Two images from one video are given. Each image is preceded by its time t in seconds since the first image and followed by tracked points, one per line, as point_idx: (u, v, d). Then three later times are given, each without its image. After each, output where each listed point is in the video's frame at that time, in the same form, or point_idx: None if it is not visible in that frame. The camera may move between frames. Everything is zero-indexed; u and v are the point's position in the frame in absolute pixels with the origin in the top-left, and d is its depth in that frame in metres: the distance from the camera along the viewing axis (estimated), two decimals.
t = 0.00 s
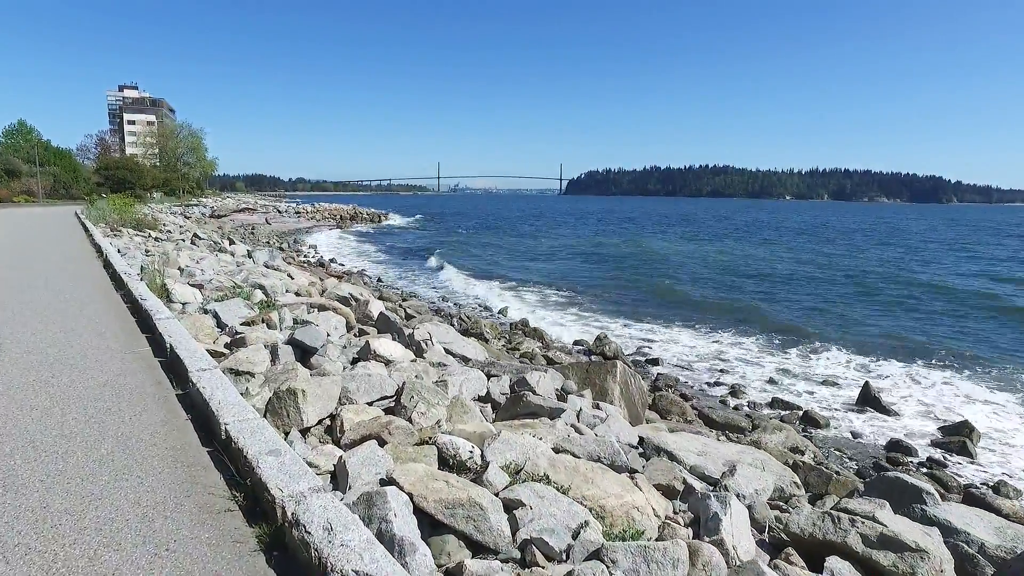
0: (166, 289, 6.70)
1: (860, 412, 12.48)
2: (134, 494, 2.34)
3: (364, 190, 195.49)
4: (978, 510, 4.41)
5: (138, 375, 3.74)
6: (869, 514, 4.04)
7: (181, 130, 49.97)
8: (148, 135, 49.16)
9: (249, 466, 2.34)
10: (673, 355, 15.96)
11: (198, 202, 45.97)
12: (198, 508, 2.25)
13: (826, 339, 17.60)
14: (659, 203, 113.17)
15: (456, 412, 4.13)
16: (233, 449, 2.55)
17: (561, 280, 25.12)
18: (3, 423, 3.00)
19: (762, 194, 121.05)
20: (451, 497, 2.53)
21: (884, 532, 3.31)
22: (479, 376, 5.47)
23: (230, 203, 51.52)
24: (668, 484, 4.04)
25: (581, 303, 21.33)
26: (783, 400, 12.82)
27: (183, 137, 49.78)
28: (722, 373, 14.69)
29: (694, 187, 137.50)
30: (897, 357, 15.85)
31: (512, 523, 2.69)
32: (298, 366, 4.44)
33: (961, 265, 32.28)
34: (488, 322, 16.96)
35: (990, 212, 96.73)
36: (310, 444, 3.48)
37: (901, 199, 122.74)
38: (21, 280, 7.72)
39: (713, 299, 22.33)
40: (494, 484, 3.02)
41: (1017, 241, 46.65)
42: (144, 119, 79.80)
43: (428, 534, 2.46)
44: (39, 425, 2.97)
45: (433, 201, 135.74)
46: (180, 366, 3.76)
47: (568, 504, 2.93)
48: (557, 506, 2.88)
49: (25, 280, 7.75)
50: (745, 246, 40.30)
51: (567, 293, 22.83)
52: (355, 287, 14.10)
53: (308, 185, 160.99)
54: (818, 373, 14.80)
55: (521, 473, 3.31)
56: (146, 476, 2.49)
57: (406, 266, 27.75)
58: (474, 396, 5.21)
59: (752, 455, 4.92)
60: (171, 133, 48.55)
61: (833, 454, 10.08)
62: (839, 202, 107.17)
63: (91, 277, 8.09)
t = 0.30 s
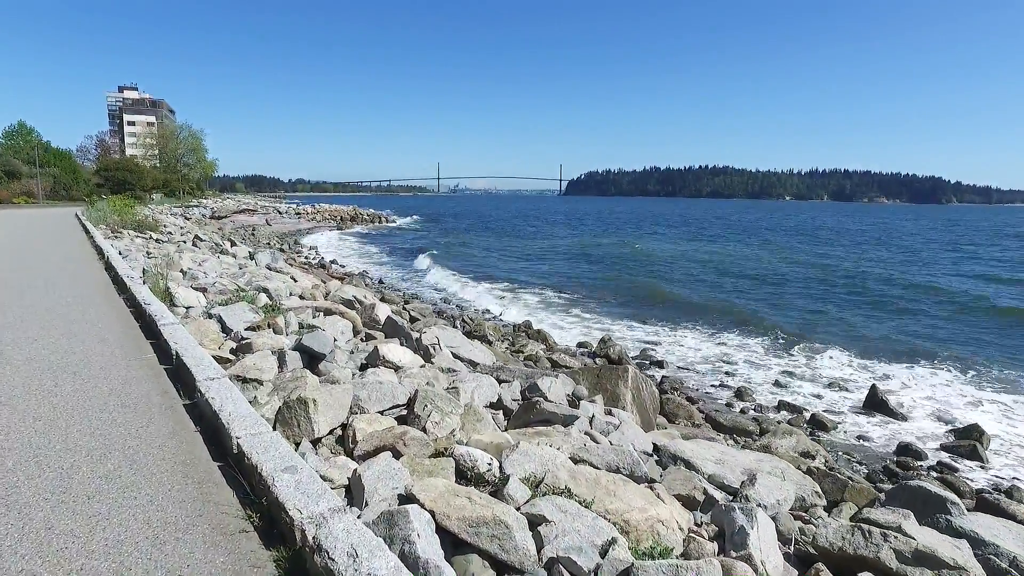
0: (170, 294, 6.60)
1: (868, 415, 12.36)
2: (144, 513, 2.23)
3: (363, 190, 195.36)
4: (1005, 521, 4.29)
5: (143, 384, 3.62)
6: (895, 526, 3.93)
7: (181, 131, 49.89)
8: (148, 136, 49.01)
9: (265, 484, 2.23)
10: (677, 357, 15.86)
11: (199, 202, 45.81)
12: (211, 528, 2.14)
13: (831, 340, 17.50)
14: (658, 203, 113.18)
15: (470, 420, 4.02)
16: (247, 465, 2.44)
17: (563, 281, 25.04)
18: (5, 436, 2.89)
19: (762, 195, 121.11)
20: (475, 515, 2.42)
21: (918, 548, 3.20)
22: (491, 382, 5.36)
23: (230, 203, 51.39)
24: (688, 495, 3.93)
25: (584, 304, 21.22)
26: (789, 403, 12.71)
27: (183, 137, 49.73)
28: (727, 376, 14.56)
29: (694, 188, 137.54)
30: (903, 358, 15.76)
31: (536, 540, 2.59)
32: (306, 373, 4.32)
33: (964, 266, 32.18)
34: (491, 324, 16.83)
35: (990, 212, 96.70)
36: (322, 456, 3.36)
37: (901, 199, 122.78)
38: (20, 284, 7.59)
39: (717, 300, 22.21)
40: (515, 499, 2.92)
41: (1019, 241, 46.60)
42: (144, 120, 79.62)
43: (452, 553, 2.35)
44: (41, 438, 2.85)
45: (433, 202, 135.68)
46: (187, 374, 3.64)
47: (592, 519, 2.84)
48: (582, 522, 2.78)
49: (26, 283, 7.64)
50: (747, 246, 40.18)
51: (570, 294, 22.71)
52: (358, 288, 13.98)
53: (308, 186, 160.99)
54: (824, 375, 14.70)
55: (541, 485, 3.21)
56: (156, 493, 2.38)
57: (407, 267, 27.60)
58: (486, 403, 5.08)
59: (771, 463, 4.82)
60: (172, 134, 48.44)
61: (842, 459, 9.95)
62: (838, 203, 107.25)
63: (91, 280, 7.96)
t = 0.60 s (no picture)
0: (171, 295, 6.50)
1: (874, 416, 12.25)
2: (149, 528, 2.12)
3: (362, 190, 195.35)
4: None
5: (145, 389, 3.51)
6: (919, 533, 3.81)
7: (181, 131, 49.79)
8: (146, 136, 48.85)
9: (276, 498, 2.12)
10: (680, 357, 15.76)
11: (198, 203, 45.63)
12: (219, 545, 2.03)
13: (834, 339, 17.40)
14: (658, 202, 113.15)
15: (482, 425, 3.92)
16: (256, 476, 2.34)
17: (564, 281, 24.96)
18: (2, 445, 2.77)
19: (761, 194, 121.16)
20: (496, 528, 2.32)
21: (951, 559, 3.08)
22: (499, 385, 5.25)
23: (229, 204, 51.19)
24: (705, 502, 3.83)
25: (585, 304, 21.12)
26: (795, 403, 12.61)
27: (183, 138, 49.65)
28: (731, 376, 14.44)
29: (693, 188, 137.52)
30: (908, 358, 15.66)
31: (558, 552, 2.49)
32: (313, 377, 4.21)
33: (965, 265, 32.07)
34: (493, 324, 16.71)
35: (990, 211, 96.68)
36: (331, 463, 3.26)
37: (900, 198, 122.82)
38: (19, 285, 7.47)
39: (719, 299, 22.09)
40: (534, 509, 2.81)
41: (1019, 241, 46.54)
42: (142, 120, 79.34)
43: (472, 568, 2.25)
44: (40, 447, 2.74)
45: (433, 202, 135.69)
46: (190, 379, 3.53)
47: (615, 531, 2.74)
48: (603, 533, 2.69)
49: (25, 284, 7.54)
50: (748, 246, 40.06)
51: (572, 294, 22.59)
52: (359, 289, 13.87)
53: (307, 186, 160.89)
54: (829, 374, 14.59)
55: (559, 494, 3.10)
56: (161, 506, 2.27)
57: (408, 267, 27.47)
58: (495, 407, 4.97)
59: (786, 467, 4.71)
60: (170, 134, 48.24)
61: (850, 460, 9.84)
62: (837, 202, 107.27)
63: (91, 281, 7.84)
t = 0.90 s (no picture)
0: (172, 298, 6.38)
1: (880, 418, 12.12)
2: (152, 549, 1.99)
3: (362, 190, 195.27)
4: None
5: (147, 395, 3.38)
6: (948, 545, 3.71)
7: (179, 130, 49.61)
8: (145, 136, 48.65)
9: (290, 516, 2.00)
10: (683, 357, 15.65)
11: (197, 202, 45.45)
12: (227, 568, 1.91)
13: (838, 339, 17.29)
14: (657, 202, 113.02)
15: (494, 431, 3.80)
16: (266, 491, 2.21)
17: (565, 281, 24.84)
18: None
19: (761, 194, 121.11)
20: (521, 546, 2.20)
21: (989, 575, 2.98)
22: (510, 389, 5.10)
23: (229, 203, 50.97)
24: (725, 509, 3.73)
25: (587, 304, 20.98)
26: (800, 405, 12.49)
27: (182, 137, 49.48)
28: (736, 377, 14.31)
29: (693, 188, 137.44)
30: (912, 358, 15.55)
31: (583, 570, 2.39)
32: (318, 383, 4.06)
33: (968, 265, 31.94)
34: (495, 324, 16.58)
35: (991, 211, 96.60)
36: (340, 473, 3.14)
37: (899, 198, 122.76)
38: (16, 286, 7.33)
39: (721, 299, 21.98)
40: (555, 523, 2.69)
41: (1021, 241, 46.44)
42: (141, 120, 79.05)
43: None
44: (37, 458, 2.61)
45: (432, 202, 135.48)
46: (193, 385, 3.40)
47: (641, 545, 2.63)
48: (627, 547, 2.58)
49: (22, 285, 7.41)
50: (749, 245, 39.91)
51: (573, 294, 22.44)
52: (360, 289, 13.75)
53: (307, 186, 160.71)
54: (833, 375, 14.47)
55: (579, 505, 2.99)
56: (165, 524, 2.14)
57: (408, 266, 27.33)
58: (505, 411, 4.84)
59: (805, 474, 4.59)
60: (169, 134, 48.03)
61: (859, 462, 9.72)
62: (836, 202, 107.22)
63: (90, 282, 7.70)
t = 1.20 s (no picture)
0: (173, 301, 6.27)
1: (888, 420, 12.00)
2: None
3: (361, 190, 195.22)
4: None
5: (148, 405, 3.25)
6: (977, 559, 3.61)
7: (179, 130, 49.54)
8: (145, 137, 48.59)
9: (304, 540, 1.89)
10: (687, 359, 15.55)
11: (197, 203, 45.38)
12: None
13: (842, 340, 17.20)
14: (656, 202, 113.05)
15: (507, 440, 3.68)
16: (277, 512, 2.10)
17: (566, 282, 24.73)
18: None
19: (760, 194, 121.18)
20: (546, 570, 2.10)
21: None
22: (521, 395, 4.98)
23: (228, 204, 50.89)
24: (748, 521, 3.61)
25: (589, 304, 20.87)
26: (806, 407, 12.37)
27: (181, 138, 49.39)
28: (740, 378, 14.19)
29: (692, 188, 137.50)
30: (917, 360, 15.46)
31: None
32: (324, 391, 3.94)
33: (971, 265, 31.84)
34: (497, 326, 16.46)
35: (991, 212, 96.66)
36: (350, 486, 3.03)
37: (898, 198, 122.85)
38: (15, 290, 7.20)
39: (723, 300, 21.90)
40: (578, 540, 2.57)
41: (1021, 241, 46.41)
42: (141, 120, 79.08)
43: None
44: (35, 475, 2.49)
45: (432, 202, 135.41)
46: (197, 393, 3.27)
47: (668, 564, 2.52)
48: (654, 566, 2.47)
49: (20, 288, 7.29)
50: (751, 246, 39.81)
51: (575, 294, 22.33)
52: (362, 290, 13.65)
53: (306, 186, 160.61)
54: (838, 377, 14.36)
55: (601, 519, 2.87)
56: (171, 548, 2.01)
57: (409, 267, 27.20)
58: (516, 418, 4.72)
59: (825, 483, 4.47)
60: (169, 134, 47.97)
61: (868, 466, 9.60)
62: (835, 202, 107.30)
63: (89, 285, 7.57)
